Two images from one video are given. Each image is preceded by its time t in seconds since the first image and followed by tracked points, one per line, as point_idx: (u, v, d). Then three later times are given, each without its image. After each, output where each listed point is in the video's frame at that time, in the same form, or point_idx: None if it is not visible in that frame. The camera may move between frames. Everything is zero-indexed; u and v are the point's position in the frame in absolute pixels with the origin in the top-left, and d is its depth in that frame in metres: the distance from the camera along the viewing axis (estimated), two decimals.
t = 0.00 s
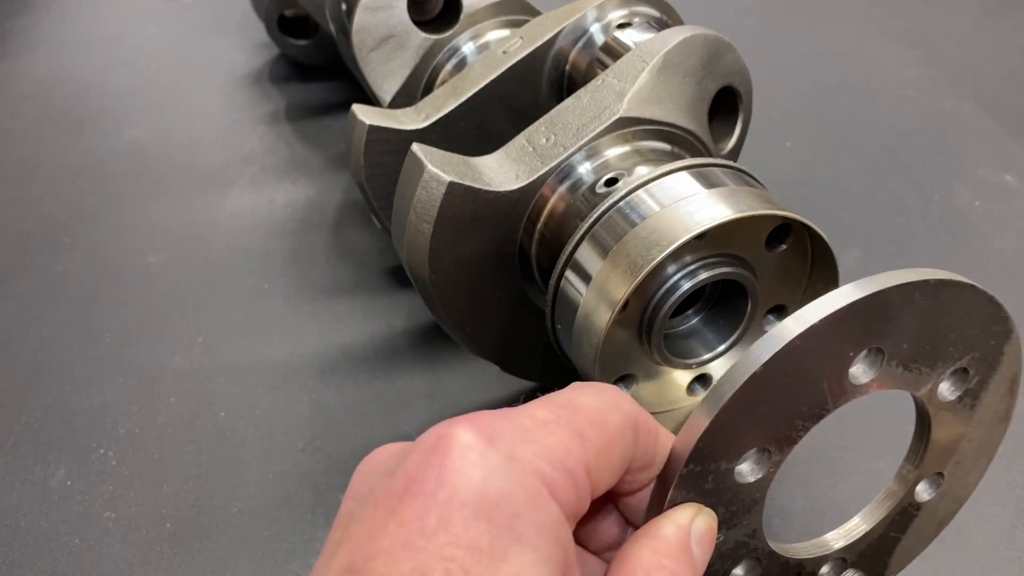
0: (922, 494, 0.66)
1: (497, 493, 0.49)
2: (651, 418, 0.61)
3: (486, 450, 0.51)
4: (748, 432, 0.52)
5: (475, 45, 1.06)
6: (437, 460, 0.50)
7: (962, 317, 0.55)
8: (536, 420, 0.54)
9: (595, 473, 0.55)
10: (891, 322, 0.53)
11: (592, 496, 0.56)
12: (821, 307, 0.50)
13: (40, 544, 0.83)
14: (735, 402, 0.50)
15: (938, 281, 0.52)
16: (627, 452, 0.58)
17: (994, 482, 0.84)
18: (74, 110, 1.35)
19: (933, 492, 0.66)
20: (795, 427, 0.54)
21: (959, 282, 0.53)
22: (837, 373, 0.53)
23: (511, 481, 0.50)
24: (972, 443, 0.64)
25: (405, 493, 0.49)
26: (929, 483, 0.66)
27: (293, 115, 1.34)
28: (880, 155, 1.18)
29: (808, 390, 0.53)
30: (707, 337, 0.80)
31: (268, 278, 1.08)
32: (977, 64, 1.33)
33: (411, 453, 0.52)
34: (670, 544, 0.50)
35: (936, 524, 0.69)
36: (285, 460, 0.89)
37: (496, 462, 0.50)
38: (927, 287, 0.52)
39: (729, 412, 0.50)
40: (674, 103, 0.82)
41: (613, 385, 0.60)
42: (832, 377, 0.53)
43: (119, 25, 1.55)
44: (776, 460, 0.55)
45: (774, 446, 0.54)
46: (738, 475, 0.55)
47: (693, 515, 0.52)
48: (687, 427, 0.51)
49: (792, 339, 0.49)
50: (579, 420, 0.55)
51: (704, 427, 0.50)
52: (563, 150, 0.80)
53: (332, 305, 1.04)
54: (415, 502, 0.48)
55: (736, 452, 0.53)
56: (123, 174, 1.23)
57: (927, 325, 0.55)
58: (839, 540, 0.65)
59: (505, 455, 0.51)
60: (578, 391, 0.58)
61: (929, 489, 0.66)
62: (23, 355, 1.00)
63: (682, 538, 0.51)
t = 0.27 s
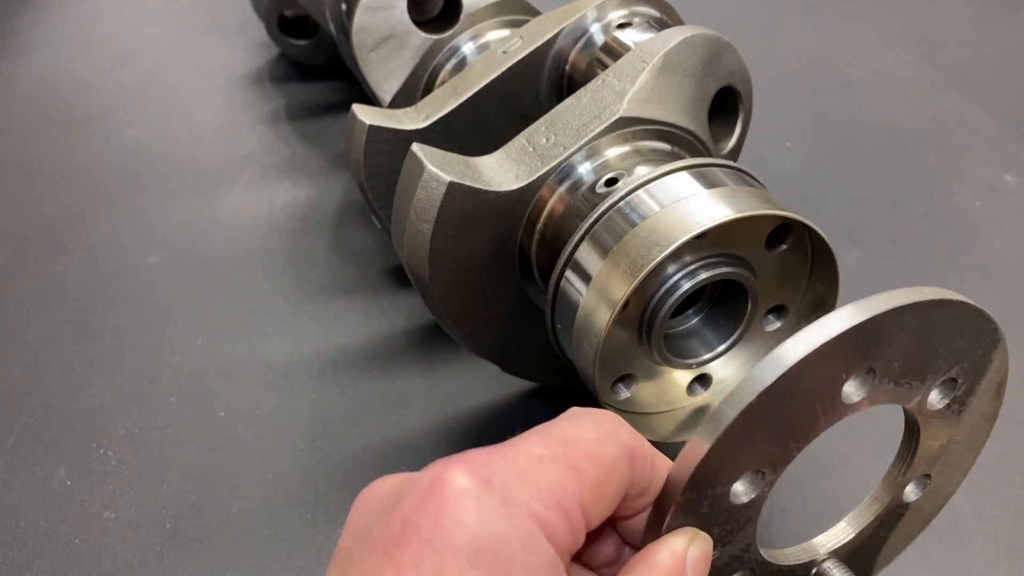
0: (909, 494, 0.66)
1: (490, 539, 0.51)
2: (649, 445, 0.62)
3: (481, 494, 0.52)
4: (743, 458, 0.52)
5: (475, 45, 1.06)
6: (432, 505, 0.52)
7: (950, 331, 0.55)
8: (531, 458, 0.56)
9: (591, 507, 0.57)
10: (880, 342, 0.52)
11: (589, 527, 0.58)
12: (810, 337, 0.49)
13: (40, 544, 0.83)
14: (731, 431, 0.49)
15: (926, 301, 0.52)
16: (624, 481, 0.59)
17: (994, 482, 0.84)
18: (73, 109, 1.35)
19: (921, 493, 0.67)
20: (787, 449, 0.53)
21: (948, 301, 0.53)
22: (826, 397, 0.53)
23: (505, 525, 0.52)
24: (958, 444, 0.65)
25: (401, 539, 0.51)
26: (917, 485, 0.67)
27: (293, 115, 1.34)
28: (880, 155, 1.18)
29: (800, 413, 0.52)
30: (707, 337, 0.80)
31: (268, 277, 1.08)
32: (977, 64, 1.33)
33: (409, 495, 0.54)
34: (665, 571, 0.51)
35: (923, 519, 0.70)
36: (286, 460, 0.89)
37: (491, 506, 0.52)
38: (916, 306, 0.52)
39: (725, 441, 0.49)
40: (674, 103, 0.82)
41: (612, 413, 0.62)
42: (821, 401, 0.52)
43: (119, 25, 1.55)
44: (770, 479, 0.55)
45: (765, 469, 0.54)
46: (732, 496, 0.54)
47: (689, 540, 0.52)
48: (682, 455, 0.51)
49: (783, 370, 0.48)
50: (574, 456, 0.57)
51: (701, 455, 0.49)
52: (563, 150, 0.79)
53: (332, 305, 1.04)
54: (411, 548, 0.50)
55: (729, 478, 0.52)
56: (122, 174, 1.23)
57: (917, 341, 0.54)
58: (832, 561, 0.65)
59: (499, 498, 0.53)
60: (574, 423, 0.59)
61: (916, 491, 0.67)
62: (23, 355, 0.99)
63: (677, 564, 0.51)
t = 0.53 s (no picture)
0: (871, 429, 0.67)
1: (485, 556, 0.49)
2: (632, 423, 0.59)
3: (475, 513, 0.50)
4: (723, 440, 0.52)
5: (475, 46, 1.06)
6: (427, 526, 0.50)
7: (939, 316, 0.54)
8: (523, 463, 0.53)
9: (579, 503, 0.55)
10: (871, 339, 0.51)
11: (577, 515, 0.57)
12: (812, 340, 0.49)
13: (40, 544, 0.83)
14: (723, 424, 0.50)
15: (926, 301, 0.51)
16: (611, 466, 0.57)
17: (993, 482, 0.84)
18: (74, 110, 1.36)
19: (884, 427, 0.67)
20: (764, 429, 0.54)
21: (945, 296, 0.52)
22: (809, 386, 0.52)
23: (500, 544, 0.50)
24: (926, 391, 0.65)
25: (397, 559, 0.49)
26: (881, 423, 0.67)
27: (293, 115, 1.35)
28: (879, 155, 1.18)
29: (781, 402, 0.52)
30: (707, 337, 0.80)
31: (268, 277, 1.08)
32: (976, 64, 1.33)
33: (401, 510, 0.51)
34: (642, 545, 0.54)
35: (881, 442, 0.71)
36: (286, 459, 0.89)
37: (485, 522, 0.50)
38: (914, 307, 0.51)
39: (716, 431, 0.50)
40: (674, 103, 0.82)
41: (594, 392, 0.58)
42: (804, 389, 0.52)
43: (119, 26, 1.56)
44: (746, 449, 0.56)
45: (740, 444, 0.55)
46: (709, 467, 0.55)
47: (665, 510, 0.56)
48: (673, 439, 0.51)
49: (778, 373, 0.49)
50: (565, 456, 0.54)
51: (693, 438, 0.50)
52: (563, 150, 0.80)
53: (333, 305, 1.04)
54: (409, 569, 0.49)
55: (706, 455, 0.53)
56: (123, 174, 1.23)
57: (904, 330, 0.53)
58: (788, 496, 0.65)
59: (493, 514, 0.50)
60: (561, 414, 0.56)
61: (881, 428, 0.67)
62: (23, 355, 1.00)
63: (652, 539, 0.55)
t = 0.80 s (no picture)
0: (854, 402, 0.67)
1: (467, 532, 0.49)
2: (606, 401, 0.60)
3: (455, 490, 0.50)
4: (697, 418, 0.53)
5: (475, 46, 1.06)
6: (408, 505, 0.50)
7: (903, 286, 0.54)
8: (499, 444, 0.54)
9: (555, 482, 0.55)
10: (836, 310, 0.52)
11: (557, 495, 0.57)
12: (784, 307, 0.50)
13: (40, 545, 0.83)
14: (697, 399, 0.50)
15: (886, 271, 0.51)
16: (586, 448, 0.58)
17: (992, 481, 0.84)
18: (74, 110, 1.36)
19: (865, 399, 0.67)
20: (740, 405, 0.54)
21: (909, 267, 0.52)
22: (778, 361, 0.53)
23: (480, 519, 0.50)
24: (903, 363, 0.65)
25: (382, 539, 0.49)
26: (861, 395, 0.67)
27: (293, 115, 1.35)
28: (879, 155, 1.18)
29: (754, 378, 0.53)
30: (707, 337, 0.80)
31: (268, 277, 1.08)
32: (977, 65, 1.33)
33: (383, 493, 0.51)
34: (626, 523, 0.55)
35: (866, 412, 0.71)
36: (285, 459, 0.89)
37: (466, 499, 0.50)
38: (876, 279, 0.51)
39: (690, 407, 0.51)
40: (674, 103, 0.82)
41: (568, 377, 0.59)
42: (774, 365, 0.53)
43: (119, 26, 1.56)
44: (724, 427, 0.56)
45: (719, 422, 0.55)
46: (689, 444, 0.55)
47: (649, 487, 0.56)
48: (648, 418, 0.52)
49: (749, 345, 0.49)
50: (540, 436, 0.55)
51: (667, 417, 0.50)
52: (563, 150, 0.80)
53: (333, 305, 1.04)
54: (394, 546, 0.48)
55: (685, 434, 0.54)
56: (123, 174, 1.23)
57: (869, 302, 0.54)
58: (781, 473, 0.66)
59: (472, 491, 0.51)
60: (535, 397, 0.57)
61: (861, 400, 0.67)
62: (23, 355, 1.00)
63: (635, 516, 0.55)
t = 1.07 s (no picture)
0: (877, 410, 0.66)
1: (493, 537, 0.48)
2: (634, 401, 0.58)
3: (483, 492, 0.49)
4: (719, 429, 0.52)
5: (475, 46, 1.06)
6: (437, 505, 0.48)
7: (943, 308, 0.52)
8: (529, 446, 0.52)
9: (581, 484, 0.54)
10: (871, 334, 0.51)
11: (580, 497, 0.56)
12: (824, 328, 0.48)
13: (39, 545, 0.83)
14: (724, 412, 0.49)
15: (928, 296, 0.50)
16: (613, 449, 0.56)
17: (993, 481, 0.84)
18: (74, 110, 1.36)
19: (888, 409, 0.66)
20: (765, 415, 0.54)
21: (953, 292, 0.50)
22: (808, 379, 0.52)
23: (507, 524, 0.49)
24: (932, 377, 0.64)
25: (408, 537, 0.48)
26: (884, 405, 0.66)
27: (293, 115, 1.35)
28: (880, 155, 1.18)
29: (782, 392, 0.52)
30: (707, 337, 0.80)
31: (268, 277, 1.08)
32: (977, 65, 1.33)
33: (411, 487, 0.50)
34: (645, 525, 0.55)
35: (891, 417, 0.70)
36: (285, 459, 0.89)
37: (493, 503, 0.49)
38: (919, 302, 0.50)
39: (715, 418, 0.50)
40: (674, 103, 0.82)
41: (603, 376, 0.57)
42: (803, 382, 0.52)
43: (119, 26, 1.56)
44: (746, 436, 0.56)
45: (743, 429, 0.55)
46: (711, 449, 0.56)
47: (670, 490, 0.57)
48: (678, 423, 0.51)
49: (781, 364, 0.48)
50: (571, 439, 0.53)
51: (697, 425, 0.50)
52: (563, 150, 0.80)
53: (333, 305, 1.04)
54: (419, 544, 0.47)
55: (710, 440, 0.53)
56: (123, 174, 1.23)
57: (906, 324, 0.52)
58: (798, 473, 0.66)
59: (500, 494, 0.49)
60: (568, 397, 0.54)
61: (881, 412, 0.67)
62: (23, 356, 1.00)
63: (655, 520, 0.55)
